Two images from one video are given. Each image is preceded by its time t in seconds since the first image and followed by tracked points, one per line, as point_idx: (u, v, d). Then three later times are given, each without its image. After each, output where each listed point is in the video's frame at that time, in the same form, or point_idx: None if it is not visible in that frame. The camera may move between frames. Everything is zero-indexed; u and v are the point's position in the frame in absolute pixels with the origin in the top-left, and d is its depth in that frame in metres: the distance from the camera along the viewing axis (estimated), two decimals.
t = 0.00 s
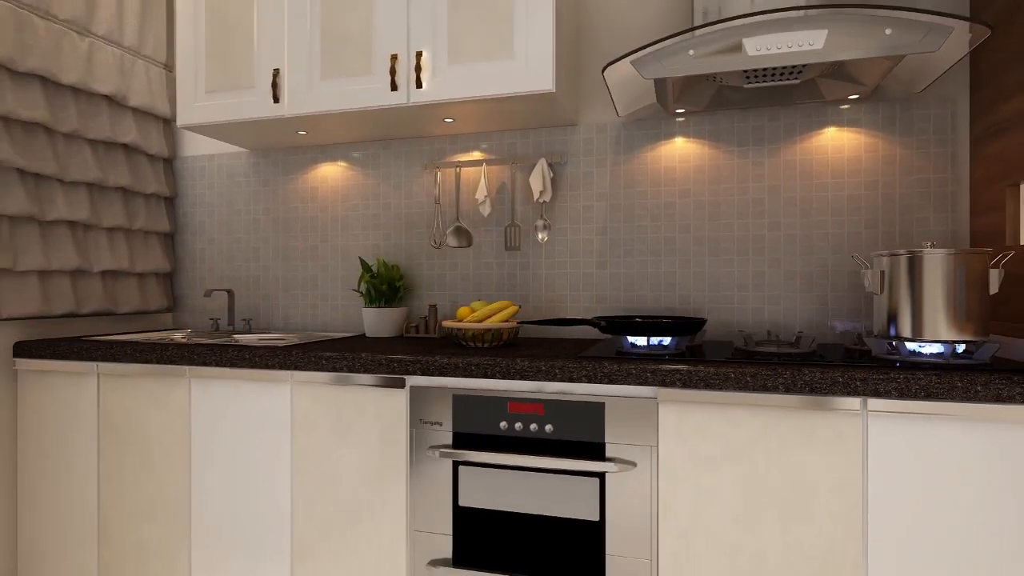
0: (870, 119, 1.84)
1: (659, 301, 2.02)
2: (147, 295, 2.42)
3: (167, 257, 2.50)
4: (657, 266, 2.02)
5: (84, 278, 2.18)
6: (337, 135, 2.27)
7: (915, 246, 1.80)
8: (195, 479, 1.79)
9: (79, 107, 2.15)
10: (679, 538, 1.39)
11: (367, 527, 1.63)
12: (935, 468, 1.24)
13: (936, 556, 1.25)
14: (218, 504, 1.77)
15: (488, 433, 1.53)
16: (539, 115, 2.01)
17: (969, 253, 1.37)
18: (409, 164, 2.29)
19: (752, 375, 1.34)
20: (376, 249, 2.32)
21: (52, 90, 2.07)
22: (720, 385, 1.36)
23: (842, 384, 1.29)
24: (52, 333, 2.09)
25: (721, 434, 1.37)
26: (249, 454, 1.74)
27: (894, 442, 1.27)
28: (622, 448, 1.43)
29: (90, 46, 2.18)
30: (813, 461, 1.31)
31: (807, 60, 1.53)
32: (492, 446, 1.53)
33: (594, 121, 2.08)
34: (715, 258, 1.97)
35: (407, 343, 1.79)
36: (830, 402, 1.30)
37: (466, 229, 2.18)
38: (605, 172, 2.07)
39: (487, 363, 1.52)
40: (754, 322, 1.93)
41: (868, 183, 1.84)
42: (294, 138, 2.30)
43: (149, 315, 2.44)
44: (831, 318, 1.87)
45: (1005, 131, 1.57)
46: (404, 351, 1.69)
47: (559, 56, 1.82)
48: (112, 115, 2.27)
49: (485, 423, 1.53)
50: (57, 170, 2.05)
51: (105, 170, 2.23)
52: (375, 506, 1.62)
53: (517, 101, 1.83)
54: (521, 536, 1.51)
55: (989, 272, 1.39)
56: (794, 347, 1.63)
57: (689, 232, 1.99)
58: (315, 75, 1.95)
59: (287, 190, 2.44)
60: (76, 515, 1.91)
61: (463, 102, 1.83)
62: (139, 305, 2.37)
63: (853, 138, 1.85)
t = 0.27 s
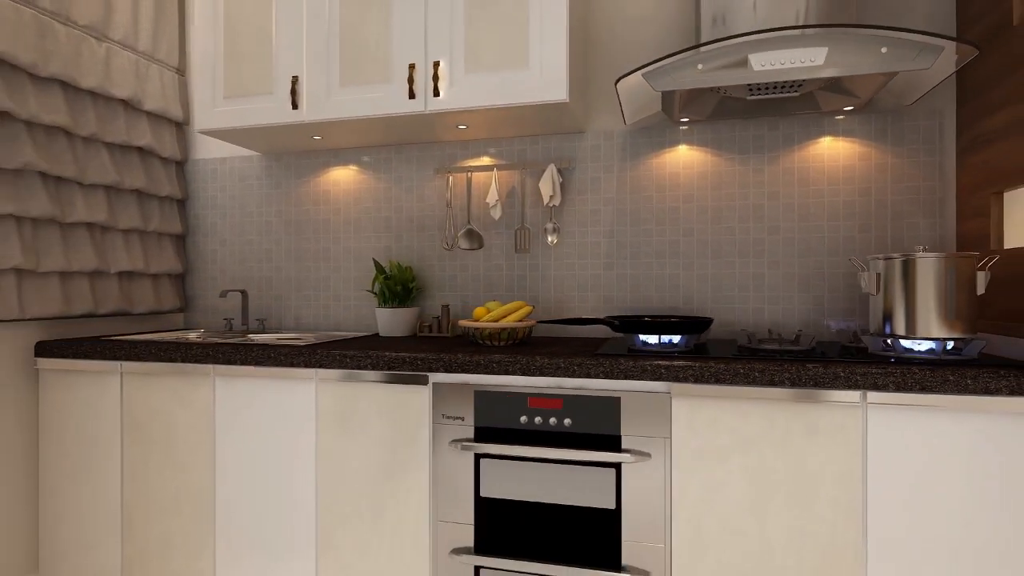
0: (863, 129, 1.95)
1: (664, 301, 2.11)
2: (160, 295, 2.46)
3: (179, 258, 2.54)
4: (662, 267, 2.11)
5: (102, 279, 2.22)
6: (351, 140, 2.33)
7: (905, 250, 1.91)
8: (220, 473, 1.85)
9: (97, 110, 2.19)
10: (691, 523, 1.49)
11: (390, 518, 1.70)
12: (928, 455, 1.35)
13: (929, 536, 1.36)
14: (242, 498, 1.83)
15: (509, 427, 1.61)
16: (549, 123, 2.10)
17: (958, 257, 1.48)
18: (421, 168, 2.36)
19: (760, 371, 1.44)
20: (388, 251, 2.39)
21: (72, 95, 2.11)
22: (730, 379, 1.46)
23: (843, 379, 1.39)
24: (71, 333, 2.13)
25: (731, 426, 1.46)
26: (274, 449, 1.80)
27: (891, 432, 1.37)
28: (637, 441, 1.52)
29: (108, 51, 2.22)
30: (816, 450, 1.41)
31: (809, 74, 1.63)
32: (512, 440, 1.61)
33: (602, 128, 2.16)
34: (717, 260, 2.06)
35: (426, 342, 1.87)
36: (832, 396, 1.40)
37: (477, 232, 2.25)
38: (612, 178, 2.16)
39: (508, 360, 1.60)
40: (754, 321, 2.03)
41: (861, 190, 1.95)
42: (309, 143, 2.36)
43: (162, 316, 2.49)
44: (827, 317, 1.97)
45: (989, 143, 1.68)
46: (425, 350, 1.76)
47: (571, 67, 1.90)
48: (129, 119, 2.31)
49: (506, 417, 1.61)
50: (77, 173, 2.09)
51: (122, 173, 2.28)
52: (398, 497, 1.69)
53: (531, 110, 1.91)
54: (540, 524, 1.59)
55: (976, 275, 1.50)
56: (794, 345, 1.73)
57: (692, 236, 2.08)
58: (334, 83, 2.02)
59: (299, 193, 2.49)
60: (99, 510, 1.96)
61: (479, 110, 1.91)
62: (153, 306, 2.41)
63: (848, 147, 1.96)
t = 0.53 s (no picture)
0: (855, 139, 2.06)
1: (666, 301, 2.21)
2: (172, 296, 2.50)
3: (190, 260, 2.59)
4: (664, 269, 2.21)
5: (117, 280, 2.26)
6: (362, 145, 2.40)
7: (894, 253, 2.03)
8: (242, 468, 1.91)
9: (113, 114, 2.23)
10: (699, 510, 1.58)
11: (410, 509, 1.78)
12: (919, 444, 1.46)
13: (919, 519, 1.46)
14: (264, 492, 1.89)
15: (525, 421, 1.69)
16: (556, 130, 2.18)
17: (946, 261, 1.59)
18: (430, 172, 2.43)
19: (764, 366, 1.54)
20: (398, 253, 2.45)
21: (89, 99, 2.15)
22: (735, 374, 1.55)
23: (841, 373, 1.49)
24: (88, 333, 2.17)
25: (736, 418, 1.56)
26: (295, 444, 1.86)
27: (885, 422, 1.47)
28: (648, 433, 1.61)
29: (123, 56, 2.26)
30: (816, 440, 1.51)
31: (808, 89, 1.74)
32: (528, 433, 1.69)
33: (606, 135, 2.26)
34: (717, 262, 2.16)
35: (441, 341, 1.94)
36: (831, 389, 1.50)
37: (486, 234, 2.33)
38: (616, 183, 2.25)
39: (525, 358, 1.68)
40: (752, 320, 2.14)
41: (853, 196, 2.06)
42: (320, 147, 2.42)
43: (174, 316, 2.53)
44: (821, 317, 2.08)
45: (972, 153, 1.80)
46: (442, 348, 1.84)
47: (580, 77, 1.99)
48: (143, 122, 2.36)
49: (523, 412, 1.69)
50: (94, 176, 2.13)
51: (136, 176, 2.32)
52: (418, 490, 1.77)
53: (542, 118, 1.99)
54: (555, 513, 1.67)
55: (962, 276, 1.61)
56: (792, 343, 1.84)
57: (693, 239, 2.18)
58: (350, 90, 2.08)
59: (309, 195, 2.55)
60: (120, 506, 2.00)
61: (492, 118, 1.99)
62: (165, 306, 2.45)
63: (840, 155, 2.07)
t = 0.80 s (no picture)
0: (845, 147, 2.18)
1: (666, 301, 2.30)
2: (181, 296, 2.54)
3: (198, 261, 2.63)
4: (664, 270, 2.30)
5: (130, 281, 2.30)
6: (371, 149, 2.46)
7: (881, 255, 2.14)
8: (260, 463, 1.97)
9: (127, 118, 2.27)
10: (703, 498, 1.67)
11: (425, 501, 1.85)
12: (908, 434, 1.57)
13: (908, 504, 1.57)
14: (282, 486, 1.95)
15: (538, 416, 1.77)
16: (562, 137, 2.27)
17: (931, 263, 1.69)
18: (437, 176, 2.50)
19: (764, 362, 1.64)
20: (406, 255, 2.52)
21: (104, 103, 2.19)
22: (737, 370, 1.65)
23: (836, 369, 1.59)
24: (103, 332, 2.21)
25: (738, 412, 1.66)
26: (313, 439, 1.93)
27: (876, 414, 1.58)
28: (655, 426, 1.70)
29: (136, 60, 2.30)
30: (812, 431, 1.61)
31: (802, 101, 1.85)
32: (540, 427, 1.77)
33: (609, 142, 2.35)
34: (715, 264, 2.26)
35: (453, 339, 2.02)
36: (826, 383, 1.60)
37: (492, 237, 2.41)
38: (618, 188, 2.34)
39: (537, 355, 1.77)
40: (748, 319, 2.24)
41: (843, 201, 2.18)
42: (330, 151, 2.48)
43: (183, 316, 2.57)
44: (813, 316, 2.19)
45: (955, 162, 1.92)
46: (455, 347, 1.92)
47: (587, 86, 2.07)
48: (154, 126, 2.40)
49: (535, 407, 1.77)
50: (109, 179, 2.17)
51: (149, 178, 2.36)
52: (433, 482, 1.84)
53: (549, 125, 2.08)
54: (566, 503, 1.76)
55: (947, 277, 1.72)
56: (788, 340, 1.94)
57: (692, 242, 2.28)
58: (363, 97, 2.15)
59: (317, 198, 2.61)
60: (137, 502, 2.05)
61: (501, 125, 2.07)
62: (175, 306, 2.50)
63: (831, 163, 2.19)
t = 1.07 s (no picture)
0: (833, 155, 2.29)
1: (664, 301, 2.40)
2: (189, 296, 2.59)
3: (205, 262, 2.67)
4: (663, 271, 2.40)
5: (141, 282, 2.34)
6: (378, 154, 2.52)
7: (867, 258, 2.26)
8: (275, 459, 2.03)
9: (138, 121, 2.31)
10: (704, 488, 1.77)
11: (437, 494, 1.92)
12: (895, 426, 1.68)
13: (895, 492, 1.68)
14: (297, 481, 2.01)
15: (547, 411, 1.85)
16: (564, 143, 2.35)
17: (917, 265, 1.81)
18: (442, 180, 2.57)
19: (761, 359, 1.74)
20: (412, 256, 2.59)
21: (117, 107, 2.23)
22: (737, 366, 1.75)
23: (829, 365, 1.70)
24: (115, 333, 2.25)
25: (738, 406, 1.76)
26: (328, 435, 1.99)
27: (866, 407, 1.69)
28: (658, 420, 1.79)
29: (147, 65, 2.35)
30: (807, 423, 1.72)
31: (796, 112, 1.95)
32: (549, 422, 1.85)
33: (609, 148, 2.44)
34: (711, 266, 2.36)
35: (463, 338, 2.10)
36: (820, 379, 1.71)
37: (496, 239, 2.49)
38: (618, 192, 2.43)
39: (546, 353, 1.85)
40: (742, 319, 2.34)
41: (831, 207, 2.29)
42: (338, 155, 2.54)
43: (190, 316, 2.61)
44: (804, 316, 2.30)
45: (937, 170, 2.04)
46: (466, 345, 1.99)
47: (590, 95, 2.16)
48: (164, 129, 2.44)
49: (545, 403, 1.85)
50: (122, 181, 2.21)
51: (159, 181, 2.40)
52: (445, 475, 1.92)
53: (554, 132, 2.16)
54: (575, 494, 1.84)
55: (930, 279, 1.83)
56: (781, 339, 2.05)
57: (689, 244, 2.38)
58: (373, 103, 2.22)
59: (324, 201, 2.67)
60: (152, 498, 2.09)
61: (509, 131, 2.14)
62: (184, 306, 2.54)
63: (820, 170, 2.30)
